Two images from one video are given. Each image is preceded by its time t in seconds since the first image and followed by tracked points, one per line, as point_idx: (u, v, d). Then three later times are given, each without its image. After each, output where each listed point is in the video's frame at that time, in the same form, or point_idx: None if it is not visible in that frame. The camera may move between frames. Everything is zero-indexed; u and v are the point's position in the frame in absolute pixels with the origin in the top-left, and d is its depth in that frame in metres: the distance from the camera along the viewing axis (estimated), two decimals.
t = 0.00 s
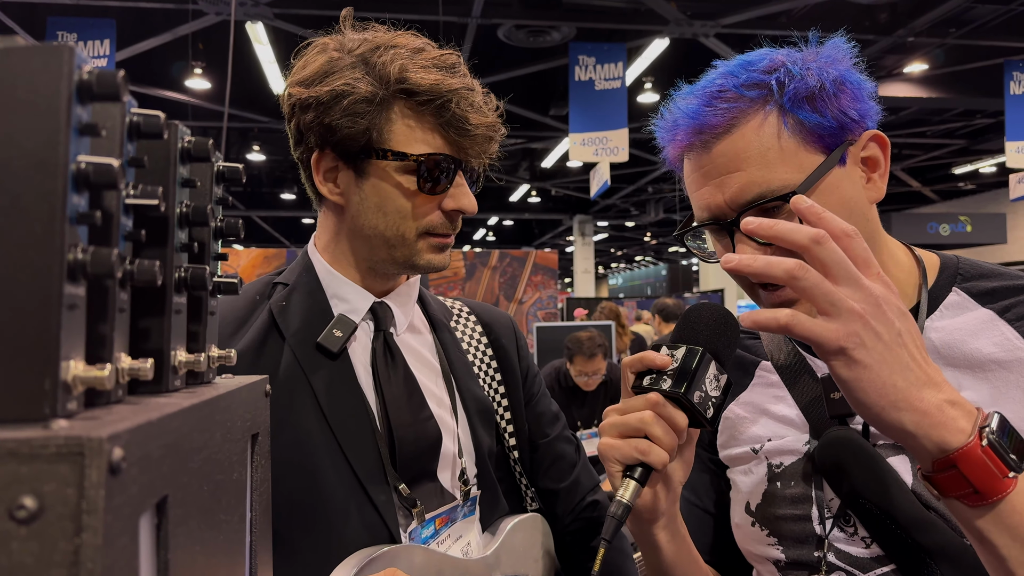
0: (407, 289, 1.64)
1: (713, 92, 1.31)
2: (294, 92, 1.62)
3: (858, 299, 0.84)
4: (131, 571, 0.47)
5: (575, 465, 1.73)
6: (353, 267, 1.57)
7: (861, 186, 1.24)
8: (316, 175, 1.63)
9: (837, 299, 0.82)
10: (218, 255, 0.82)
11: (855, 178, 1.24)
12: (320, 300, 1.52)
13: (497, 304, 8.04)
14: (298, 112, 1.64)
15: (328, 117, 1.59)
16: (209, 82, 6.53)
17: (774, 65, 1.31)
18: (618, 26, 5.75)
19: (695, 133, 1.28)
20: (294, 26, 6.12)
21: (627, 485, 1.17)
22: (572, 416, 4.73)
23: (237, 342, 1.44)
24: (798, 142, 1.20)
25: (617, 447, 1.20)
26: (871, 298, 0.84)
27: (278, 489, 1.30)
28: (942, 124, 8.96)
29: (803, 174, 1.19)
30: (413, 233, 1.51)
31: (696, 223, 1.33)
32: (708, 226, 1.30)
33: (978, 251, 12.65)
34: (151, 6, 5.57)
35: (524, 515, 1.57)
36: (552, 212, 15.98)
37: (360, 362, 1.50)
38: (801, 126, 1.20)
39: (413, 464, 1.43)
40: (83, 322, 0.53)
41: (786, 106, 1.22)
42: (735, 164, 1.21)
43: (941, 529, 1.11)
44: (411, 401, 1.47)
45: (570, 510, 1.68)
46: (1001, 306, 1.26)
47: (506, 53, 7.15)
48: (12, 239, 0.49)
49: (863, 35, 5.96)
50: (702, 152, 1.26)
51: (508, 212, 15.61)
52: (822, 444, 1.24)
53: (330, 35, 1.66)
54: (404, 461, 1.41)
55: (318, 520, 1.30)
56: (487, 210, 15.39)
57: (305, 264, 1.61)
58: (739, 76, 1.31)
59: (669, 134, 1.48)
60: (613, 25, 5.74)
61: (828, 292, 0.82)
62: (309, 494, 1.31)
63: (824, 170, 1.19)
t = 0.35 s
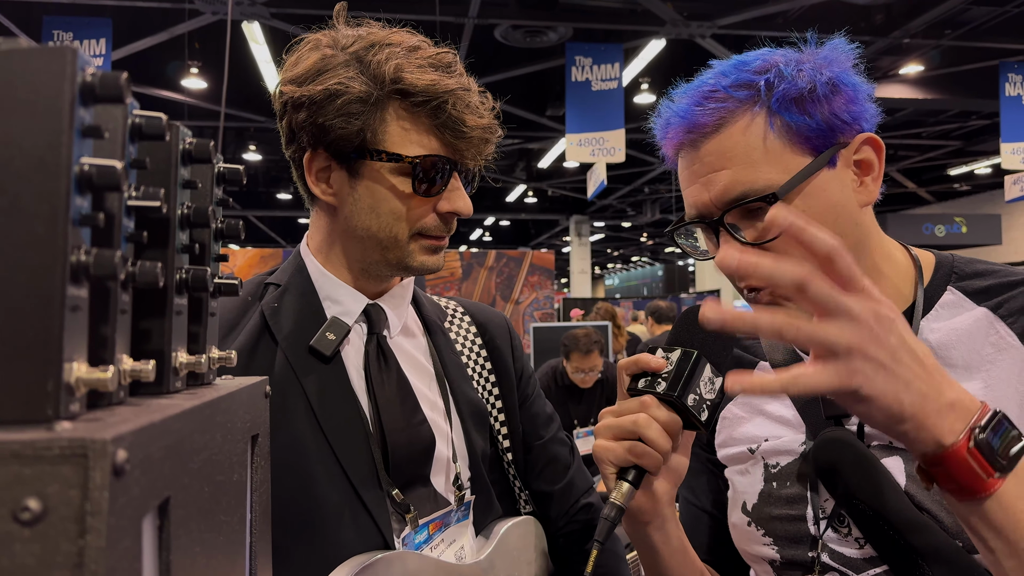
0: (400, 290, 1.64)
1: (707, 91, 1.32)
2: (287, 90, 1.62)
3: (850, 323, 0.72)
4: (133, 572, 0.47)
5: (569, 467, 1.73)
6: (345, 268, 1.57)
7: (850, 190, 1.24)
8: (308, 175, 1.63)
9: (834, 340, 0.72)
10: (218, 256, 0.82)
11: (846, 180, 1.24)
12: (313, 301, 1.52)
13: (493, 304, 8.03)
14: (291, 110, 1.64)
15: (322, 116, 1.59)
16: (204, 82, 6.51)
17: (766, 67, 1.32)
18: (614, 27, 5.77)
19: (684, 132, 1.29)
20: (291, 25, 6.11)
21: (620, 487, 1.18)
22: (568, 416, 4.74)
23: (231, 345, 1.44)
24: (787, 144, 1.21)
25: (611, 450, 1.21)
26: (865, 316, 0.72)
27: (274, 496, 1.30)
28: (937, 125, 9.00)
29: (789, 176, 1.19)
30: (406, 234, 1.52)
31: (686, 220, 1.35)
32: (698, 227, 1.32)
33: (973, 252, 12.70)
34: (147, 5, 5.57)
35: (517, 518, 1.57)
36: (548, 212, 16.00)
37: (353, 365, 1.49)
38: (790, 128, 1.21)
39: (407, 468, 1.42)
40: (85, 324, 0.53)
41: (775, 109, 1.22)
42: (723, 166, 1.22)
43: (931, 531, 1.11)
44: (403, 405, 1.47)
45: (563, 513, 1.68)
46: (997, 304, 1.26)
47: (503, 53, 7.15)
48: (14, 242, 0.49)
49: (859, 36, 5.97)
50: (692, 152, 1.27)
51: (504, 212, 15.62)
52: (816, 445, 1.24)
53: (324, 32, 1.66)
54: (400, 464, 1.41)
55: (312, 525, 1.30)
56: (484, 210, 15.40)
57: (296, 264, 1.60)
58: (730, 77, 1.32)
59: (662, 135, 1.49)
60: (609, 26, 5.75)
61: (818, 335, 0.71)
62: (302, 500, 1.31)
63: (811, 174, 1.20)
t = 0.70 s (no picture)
0: (396, 293, 1.64)
1: (708, 85, 1.32)
2: (283, 89, 1.62)
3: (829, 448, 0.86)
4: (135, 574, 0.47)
5: (566, 470, 1.72)
6: (340, 269, 1.57)
7: (841, 195, 1.23)
8: (303, 175, 1.63)
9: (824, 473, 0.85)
10: (218, 258, 0.82)
11: (838, 185, 1.23)
12: (309, 303, 1.52)
13: (490, 305, 8.02)
14: (287, 109, 1.64)
15: (317, 115, 1.59)
16: (201, 82, 6.50)
17: (763, 66, 1.32)
18: (612, 28, 5.78)
19: (682, 125, 1.30)
20: (288, 26, 6.10)
21: (611, 486, 1.17)
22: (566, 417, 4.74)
23: (228, 345, 1.44)
24: (780, 144, 1.22)
25: (602, 448, 1.20)
26: (844, 437, 0.86)
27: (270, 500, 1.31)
28: (933, 127, 9.03)
29: (778, 175, 1.20)
30: (402, 235, 1.52)
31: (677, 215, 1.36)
32: (689, 224, 1.33)
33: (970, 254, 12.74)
34: (143, 5, 5.56)
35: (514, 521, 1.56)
36: (546, 213, 16.00)
37: (349, 368, 1.50)
38: (783, 128, 1.22)
39: (403, 470, 1.42)
40: (86, 326, 0.53)
41: (769, 108, 1.23)
42: (714, 164, 1.23)
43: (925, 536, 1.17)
44: (400, 407, 1.47)
45: (559, 517, 1.67)
46: (996, 306, 1.27)
47: (500, 54, 7.16)
48: (12, 244, 0.48)
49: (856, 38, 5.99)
50: (688, 145, 1.29)
51: (502, 213, 15.62)
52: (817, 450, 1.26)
53: (320, 31, 1.67)
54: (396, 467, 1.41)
55: (307, 528, 1.30)
56: (481, 211, 15.40)
57: (293, 266, 1.60)
58: (726, 76, 1.33)
59: (659, 132, 1.49)
60: (606, 27, 5.77)
61: (802, 476, 0.85)
62: (297, 503, 1.31)
63: (800, 176, 1.20)
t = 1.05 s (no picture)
0: (394, 294, 1.63)
1: (725, 73, 1.32)
2: (279, 89, 1.62)
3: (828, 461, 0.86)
4: None
5: (564, 472, 1.72)
6: (337, 269, 1.56)
7: (854, 187, 1.23)
8: (300, 175, 1.63)
9: (821, 486, 0.86)
10: (213, 259, 0.82)
11: (851, 178, 1.23)
12: (305, 304, 1.52)
13: (488, 306, 8.02)
14: (283, 109, 1.64)
15: (313, 115, 1.58)
16: (199, 84, 6.50)
17: (785, 56, 1.32)
18: (610, 30, 5.80)
19: (698, 111, 1.31)
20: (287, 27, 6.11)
21: (606, 481, 1.18)
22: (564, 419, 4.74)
23: (223, 348, 1.44)
24: (796, 132, 1.21)
25: (598, 443, 1.20)
26: (848, 447, 0.86)
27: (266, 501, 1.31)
28: (932, 129, 9.05)
29: (792, 162, 1.19)
30: (398, 235, 1.51)
31: (688, 200, 1.36)
32: (701, 209, 1.33)
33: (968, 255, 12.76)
34: (141, 7, 5.55)
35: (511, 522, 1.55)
36: (544, 214, 16.01)
37: (345, 370, 1.49)
38: (800, 117, 1.22)
39: (400, 473, 1.42)
40: (79, 329, 0.53)
41: (789, 95, 1.23)
42: (729, 149, 1.23)
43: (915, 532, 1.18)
44: (396, 409, 1.46)
45: (557, 519, 1.66)
46: (999, 305, 1.26)
47: (499, 56, 7.17)
48: (3, 245, 0.48)
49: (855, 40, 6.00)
50: (703, 131, 1.29)
51: (500, 214, 15.62)
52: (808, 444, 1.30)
53: (316, 32, 1.67)
54: (392, 468, 1.40)
55: (302, 530, 1.30)
56: (479, 212, 15.40)
57: (290, 268, 1.60)
58: (746, 63, 1.33)
59: (675, 120, 1.49)
60: (604, 29, 5.78)
61: (798, 489, 0.86)
62: (293, 505, 1.31)
63: (814, 165, 1.20)
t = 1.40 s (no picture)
0: (394, 294, 1.63)
1: (725, 73, 1.32)
2: (281, 91, 1.62)
3: (818, 350, 0.92)
4: None
5: (563, 474, 1.72)
6: (338, 271, 1.56)
7: (857, 188, 1.22)
8: (300, 175, 1.63)
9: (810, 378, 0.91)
10: (209, 260, 0.81)
11: (855, 179, 1.22)
12: (306, 305, 1.52)
13: (488, 307, 8.01)
14: (284, 110, 1.64)
15: (313, 116, 1.58)
16: (198, 85, 6.49)
17: (788, 54, 1.32)
18: (609, 31, 5.80)
19: (699, 113, 1.31)
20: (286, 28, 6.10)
21: (603, 477, 1.18)
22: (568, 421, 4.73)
23: (222, 347, 1.44)
24: (798, 134, 1.21)
25: (595, 440, 1.20)
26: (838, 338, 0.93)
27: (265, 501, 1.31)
28: (931, 129, 9.06)
29: (793, 164, 1.19)
30: (398, 235, 1.51)
31: (691, 200, 1.36)
32: (703, 209, 1.33)
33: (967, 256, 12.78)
34: (140, 8, 5.54)
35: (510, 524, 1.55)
36: (544, 215, 16.01)
37: (345, 371, 1.49)
38: (800, 118, 1.22)
39: (399, 474, 1.41)
40: (73, 329, 0.52)
41: (790, 95, 1.23)
42: (729, 151, 1.23)
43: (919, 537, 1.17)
44: (395, 410, 1.45)
45: (556, 520, 1.66)
46: (1001, 304, 1.26)
47: (498, 57, 7.17)
48: None
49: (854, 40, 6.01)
50: (704, 133, 1.29)
51: (500, 215, 15.62)
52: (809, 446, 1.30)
53: (318, 33, 1.66)
54: (391, 469, 1.40)
55: (302, 531, 1.30)
56: (479, 214, 15.39)
57: (290, 268, 1.60)
58: (749, 62, 1.33)
59: (677, 119, 1.49)
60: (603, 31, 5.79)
61: (798, 375, 0.90)
62: (292, 506, 1.31)
63: (816, 167, 1.19)
